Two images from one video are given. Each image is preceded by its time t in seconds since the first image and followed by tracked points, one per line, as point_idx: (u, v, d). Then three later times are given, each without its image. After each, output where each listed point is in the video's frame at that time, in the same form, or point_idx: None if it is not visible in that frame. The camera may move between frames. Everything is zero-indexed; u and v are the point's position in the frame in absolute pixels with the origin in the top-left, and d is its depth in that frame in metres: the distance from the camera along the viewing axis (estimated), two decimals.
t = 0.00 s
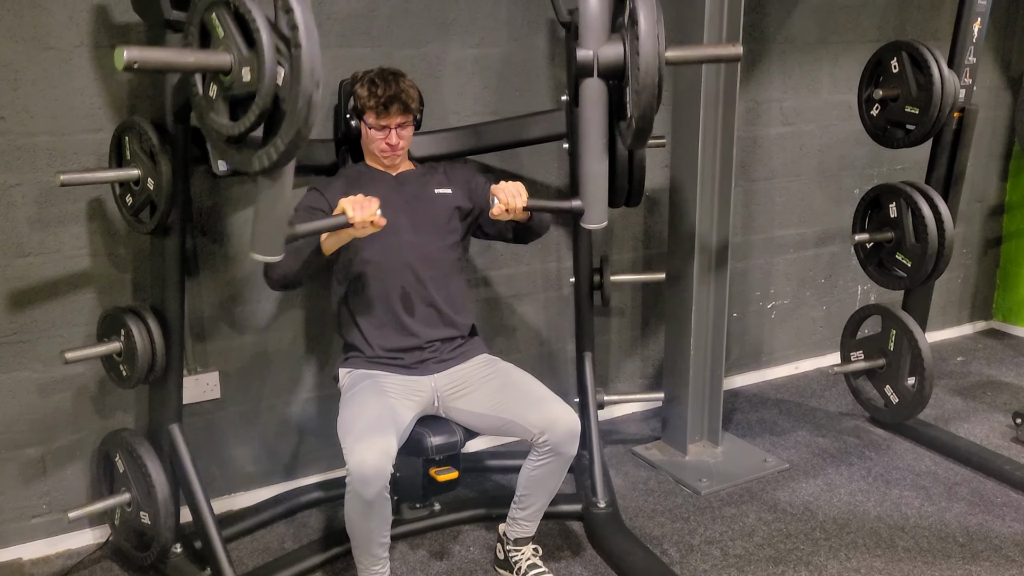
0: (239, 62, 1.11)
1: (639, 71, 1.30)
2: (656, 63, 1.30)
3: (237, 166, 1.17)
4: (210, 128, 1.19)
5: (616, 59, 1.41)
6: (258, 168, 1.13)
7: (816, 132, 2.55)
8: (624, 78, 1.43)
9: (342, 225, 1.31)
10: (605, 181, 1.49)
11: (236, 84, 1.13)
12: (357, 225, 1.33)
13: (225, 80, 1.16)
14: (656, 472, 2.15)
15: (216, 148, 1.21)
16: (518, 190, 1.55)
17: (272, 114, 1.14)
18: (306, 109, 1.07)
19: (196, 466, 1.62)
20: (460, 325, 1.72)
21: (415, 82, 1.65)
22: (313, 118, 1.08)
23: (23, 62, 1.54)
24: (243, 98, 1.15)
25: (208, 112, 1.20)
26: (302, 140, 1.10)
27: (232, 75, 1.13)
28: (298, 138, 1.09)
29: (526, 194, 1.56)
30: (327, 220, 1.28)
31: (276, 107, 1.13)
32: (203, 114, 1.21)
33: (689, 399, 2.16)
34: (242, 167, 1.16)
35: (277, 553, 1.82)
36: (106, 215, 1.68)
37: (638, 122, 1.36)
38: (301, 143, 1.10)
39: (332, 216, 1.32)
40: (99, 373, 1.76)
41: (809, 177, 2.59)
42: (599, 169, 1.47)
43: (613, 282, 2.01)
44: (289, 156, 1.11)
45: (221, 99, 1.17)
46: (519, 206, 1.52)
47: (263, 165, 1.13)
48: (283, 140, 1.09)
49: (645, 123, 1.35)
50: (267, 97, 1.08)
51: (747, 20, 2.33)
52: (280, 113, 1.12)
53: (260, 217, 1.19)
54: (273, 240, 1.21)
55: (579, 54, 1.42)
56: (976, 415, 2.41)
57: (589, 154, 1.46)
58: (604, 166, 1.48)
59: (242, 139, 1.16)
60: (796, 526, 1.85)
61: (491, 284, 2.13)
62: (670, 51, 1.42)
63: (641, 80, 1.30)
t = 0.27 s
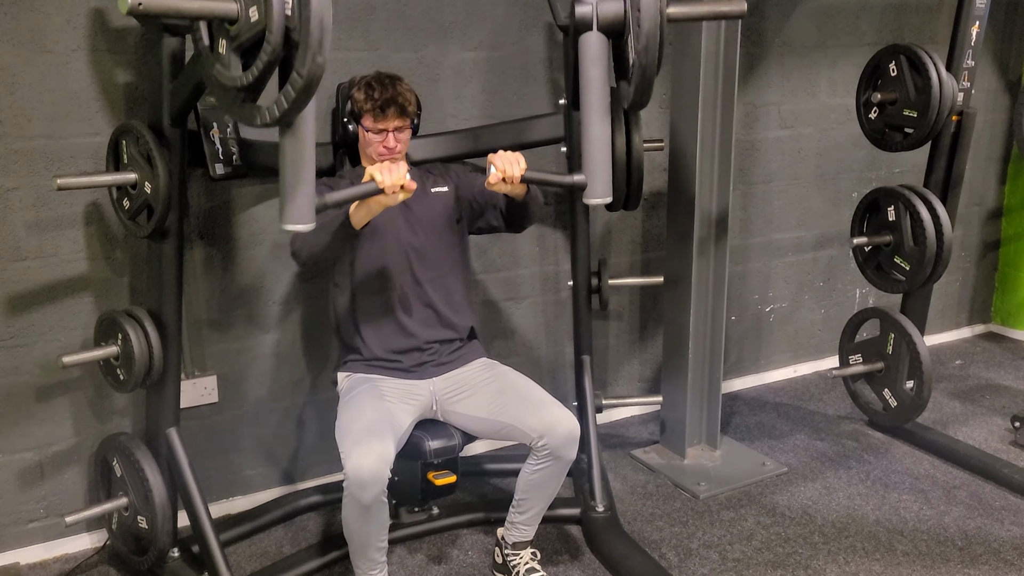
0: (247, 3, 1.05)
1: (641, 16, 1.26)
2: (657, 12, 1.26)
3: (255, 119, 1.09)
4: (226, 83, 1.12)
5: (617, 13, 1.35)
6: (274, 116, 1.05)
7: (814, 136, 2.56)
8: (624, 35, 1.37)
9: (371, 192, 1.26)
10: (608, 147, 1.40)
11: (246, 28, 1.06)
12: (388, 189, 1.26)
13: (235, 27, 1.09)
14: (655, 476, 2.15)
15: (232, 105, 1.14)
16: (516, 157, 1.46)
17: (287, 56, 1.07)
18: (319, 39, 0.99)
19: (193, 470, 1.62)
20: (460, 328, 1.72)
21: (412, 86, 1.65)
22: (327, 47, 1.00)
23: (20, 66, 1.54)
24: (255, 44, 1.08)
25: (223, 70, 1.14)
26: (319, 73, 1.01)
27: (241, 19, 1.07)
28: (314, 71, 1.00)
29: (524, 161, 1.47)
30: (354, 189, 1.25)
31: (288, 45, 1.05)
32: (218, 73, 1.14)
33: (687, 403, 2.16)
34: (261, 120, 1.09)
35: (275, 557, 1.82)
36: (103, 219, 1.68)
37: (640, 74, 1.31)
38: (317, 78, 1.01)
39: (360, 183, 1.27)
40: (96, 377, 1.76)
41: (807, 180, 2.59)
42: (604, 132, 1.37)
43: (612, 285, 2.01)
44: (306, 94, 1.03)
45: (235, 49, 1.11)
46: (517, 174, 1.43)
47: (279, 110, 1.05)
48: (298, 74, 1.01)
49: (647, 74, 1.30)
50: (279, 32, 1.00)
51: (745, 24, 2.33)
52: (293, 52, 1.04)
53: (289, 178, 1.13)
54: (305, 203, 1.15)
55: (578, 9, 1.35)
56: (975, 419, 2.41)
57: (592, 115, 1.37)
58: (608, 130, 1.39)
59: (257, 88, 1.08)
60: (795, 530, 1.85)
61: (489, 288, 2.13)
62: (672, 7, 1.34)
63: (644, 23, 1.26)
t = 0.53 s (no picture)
0: None
1: None
2: None
3: (257, 97, 1.07)
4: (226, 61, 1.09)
5: None
6: (279, 91, 1.04)
7: (814, 140, 2.56)
8: (623, 16, 1.41)
9: (383, 174, 1.26)
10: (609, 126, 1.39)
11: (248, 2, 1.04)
12: (401, 171, 1.27)
13: (235, 3, 1.07)
14: (655, 481, 2.15)
15: (234, 85, 1.11)
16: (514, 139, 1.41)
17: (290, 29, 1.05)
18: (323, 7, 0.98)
19: (192, 475, 1.61)
20: (460, 329, 1.72)
21: (413, 90, 1.65)
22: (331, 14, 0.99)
23: (20, 70, 1.54)
24: (258, 19, 1.06)
25: (223, 48, 1.11)
26: (323, 42, 1.00)
27: None
28: (319, 38, 0.99)
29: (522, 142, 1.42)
30: (368, 170, 1.24)
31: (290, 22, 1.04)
32: (218, 52, 1.12)
33: (687, 408, 2.15)
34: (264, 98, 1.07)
35: (273, 562, 1.81)
36: (103, 223, 1.68)
37: (643, 50, 1.35)
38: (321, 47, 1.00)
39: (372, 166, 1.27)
40: (95, 381, 1.76)
41: (807, 185, 2.59)
42: (604, 110, 1.38)
43: (611, 290, 2.01)
44: (312, 66, 1.01)
45: (236, 25, 1.08)
46: (516, 155, 1.37)
47: (284, 84, 1.03)
48: (303, 43, 1.00)
49: (648, 51, 1.35)
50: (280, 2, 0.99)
51: (744, 29, 2.33)
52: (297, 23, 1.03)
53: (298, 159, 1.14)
54: (317, 184, 1.15)
55: None
56: (975, 424, 2.41)
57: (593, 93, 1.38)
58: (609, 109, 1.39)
59: (261, 63, 1.06)
60: (794, 535, 1.85)
61: (489, 292, 2.13)
62: None
63: None
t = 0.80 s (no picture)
0: None
1: None
2: None
3: (259, 80, 1.04)
4: (228, 45, 1.07)
5: None
6: (281, 73, 1.00)
7: (813, 144, 2.56)
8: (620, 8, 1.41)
9: (394, 159, 1.23)
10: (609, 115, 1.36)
11: None
12: (411, 155, 1.25)
13: None
14: (654, 485, 2.15)
15: (236, 70, 1.08)
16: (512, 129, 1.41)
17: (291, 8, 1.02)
18: None
19: (192, 478, 1.61)
20: (460, 332, 1.72)
21: (410, 94, 1.67)
22: None
23: (20, 74, 1.55)
24: None
25: (224, 32, 1.08)
26: (325, 19, 0.97)
27: None
28: (321, 14, 0.96)
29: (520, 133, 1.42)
30: (373, 156, 1.21)
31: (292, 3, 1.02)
32: (218, 36, 1.09)
33: (686, 412, 2.15)
34: (266, 81, 1.04)
35: (272, 566, 1.81)
36: (102, 228, 1.69)
37: (642, 38, 1.35)
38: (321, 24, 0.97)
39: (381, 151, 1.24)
40: (94, 385, 1.76)
41: (806, 189, 2.60)
42: (604, 99, 1.35)
43: (610, 293, 2.01)
44: (314, 45, 0.98)
45: (237, 8, 1.05)
46: (515, 144, 1.38)
47: (288, 64, 0.99)
48: (305, 21, 0.96)
49: (647, 40, 1.35)
50: None
51: (742, 33, 2.34)
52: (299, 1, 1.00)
53: (303, 143, 1.11)
54: (327, 166, 1.12)
55: None
56: (974, 428, 2.41)
57: (592, 82, 1.35)
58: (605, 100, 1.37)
59: (262, 44, 1.03)
60: (794, 539, 1.85)
61: (488, 296, 2.13)
62: None
63: None
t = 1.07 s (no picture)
0: None
1: None
2: None
3: (260, 81, 1.05)
4: (227, 46, 1.07)
5: None
6: (281, 73, 1.01)
7: (810, 148, 2.57)
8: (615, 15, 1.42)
9: (394, 161, 1.22)
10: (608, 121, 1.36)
11: None
12: (411, 157, 1.24)
13: None
14: (653, 488, 2.15)
15: (236, 70, 1.09)
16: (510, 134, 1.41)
17: (290, 7, 1.03)
18: None
19: (190, 483, 1.61)
20: (458, 336, 1.72)
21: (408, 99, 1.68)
22: None
23: (18, 79, 1.55)
24: None
25: (223, 33, 1.08)
26: (324, 19, 0.97)
27: None
28: (320, 12, 0.96)
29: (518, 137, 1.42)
30: (373, 157, 1.20)
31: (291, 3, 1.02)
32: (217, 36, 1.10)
33: (684, 416, 2.15)
34: (267, 80, 1.04)
35: (271, 571, 1.81)
36: (100, 232, 1.69)
37: (639, 41, 1.35)
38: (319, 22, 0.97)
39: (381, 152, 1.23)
40: (93, 390, 1.76)
41: (804, 193, 2.60)
42: (601, 103, 1.35)
43: (608, 297, 2.01)
44: (313, 47, 0.99)
45: (235, 8, 1.06)
46: (513, 149, 1.37)
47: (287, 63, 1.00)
48: (303, 19, 0.96)
49: (644, 44, 1.35)
50: None
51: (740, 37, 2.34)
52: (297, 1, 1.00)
53: (303, 143, 1.11)
54: (326, 167, 1.12)
55: None
56: (972, 431, 2.41)
57: (589, 86, 1.35)
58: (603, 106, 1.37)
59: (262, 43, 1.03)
60: (792, 543, 1.85)
61: (486, 300, 2.14)
62: None
63: None
